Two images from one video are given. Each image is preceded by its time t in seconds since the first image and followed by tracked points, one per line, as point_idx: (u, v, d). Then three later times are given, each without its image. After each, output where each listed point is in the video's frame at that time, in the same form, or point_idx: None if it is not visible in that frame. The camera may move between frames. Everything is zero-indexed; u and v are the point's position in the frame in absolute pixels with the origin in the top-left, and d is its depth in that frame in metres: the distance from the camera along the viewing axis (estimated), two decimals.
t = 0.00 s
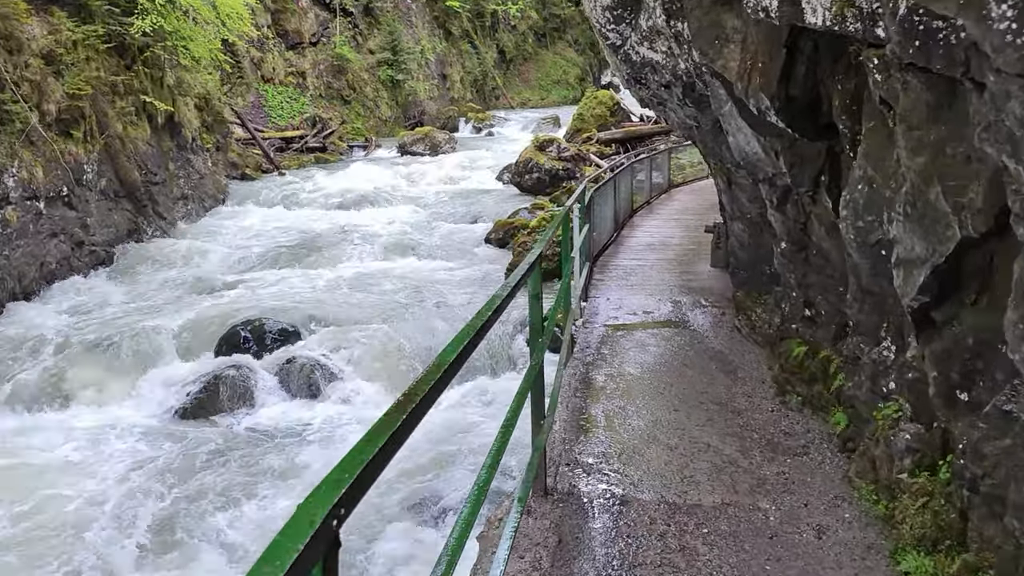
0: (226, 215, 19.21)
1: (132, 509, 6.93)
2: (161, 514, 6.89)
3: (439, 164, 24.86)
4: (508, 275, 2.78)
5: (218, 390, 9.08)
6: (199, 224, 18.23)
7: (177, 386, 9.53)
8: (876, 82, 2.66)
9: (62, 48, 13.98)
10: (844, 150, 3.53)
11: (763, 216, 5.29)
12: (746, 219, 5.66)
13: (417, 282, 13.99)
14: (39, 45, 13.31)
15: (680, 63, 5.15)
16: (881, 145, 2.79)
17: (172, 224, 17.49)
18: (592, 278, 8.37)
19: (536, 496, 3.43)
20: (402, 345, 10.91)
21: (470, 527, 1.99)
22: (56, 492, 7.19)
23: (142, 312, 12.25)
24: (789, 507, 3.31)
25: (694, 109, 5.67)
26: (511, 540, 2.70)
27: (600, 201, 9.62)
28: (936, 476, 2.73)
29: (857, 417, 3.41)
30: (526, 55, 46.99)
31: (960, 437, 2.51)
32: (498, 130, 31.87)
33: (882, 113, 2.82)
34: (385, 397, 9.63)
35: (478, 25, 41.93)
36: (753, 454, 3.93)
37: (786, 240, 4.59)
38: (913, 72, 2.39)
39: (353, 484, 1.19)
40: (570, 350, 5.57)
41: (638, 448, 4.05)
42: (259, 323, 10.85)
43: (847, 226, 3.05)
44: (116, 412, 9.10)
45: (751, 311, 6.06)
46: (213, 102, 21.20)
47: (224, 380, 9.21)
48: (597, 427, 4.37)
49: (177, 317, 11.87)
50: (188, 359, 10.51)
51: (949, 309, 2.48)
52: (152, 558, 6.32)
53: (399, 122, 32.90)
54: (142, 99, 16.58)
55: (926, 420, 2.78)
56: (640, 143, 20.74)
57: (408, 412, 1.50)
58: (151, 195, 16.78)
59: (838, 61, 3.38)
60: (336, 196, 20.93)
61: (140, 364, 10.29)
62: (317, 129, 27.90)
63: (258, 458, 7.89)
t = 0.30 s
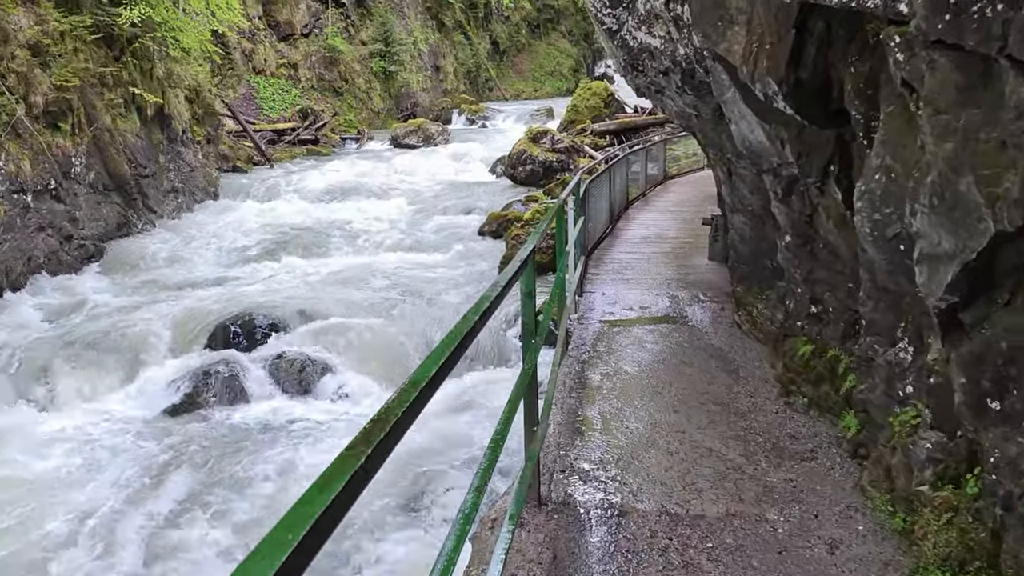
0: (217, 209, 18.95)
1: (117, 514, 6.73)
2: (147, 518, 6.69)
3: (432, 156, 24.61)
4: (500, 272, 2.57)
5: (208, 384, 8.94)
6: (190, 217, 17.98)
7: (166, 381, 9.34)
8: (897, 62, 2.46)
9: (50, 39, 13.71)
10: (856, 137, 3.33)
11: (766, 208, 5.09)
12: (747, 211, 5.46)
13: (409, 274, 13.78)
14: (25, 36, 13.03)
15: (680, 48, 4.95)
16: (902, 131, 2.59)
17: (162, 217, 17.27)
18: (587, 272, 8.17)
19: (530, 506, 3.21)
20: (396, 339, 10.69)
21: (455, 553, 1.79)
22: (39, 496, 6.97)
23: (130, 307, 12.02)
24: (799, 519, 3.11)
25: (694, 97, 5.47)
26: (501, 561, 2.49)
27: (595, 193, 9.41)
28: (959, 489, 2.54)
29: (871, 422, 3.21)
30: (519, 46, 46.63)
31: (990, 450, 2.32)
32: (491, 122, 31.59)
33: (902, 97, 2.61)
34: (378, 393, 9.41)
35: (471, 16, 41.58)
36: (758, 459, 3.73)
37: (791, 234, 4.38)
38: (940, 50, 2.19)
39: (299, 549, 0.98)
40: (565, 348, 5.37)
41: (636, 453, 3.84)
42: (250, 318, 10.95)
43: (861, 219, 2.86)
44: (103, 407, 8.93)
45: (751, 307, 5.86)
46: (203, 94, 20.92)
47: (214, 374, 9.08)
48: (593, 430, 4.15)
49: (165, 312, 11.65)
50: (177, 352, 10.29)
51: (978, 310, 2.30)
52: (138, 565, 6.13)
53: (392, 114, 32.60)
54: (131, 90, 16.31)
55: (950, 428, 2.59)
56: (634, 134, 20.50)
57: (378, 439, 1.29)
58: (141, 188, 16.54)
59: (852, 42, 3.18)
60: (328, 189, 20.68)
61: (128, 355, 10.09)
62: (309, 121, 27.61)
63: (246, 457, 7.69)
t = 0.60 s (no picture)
0: (206, 202, 18.68)
1: (99, 517, 6.51)
2: (130, 519, 6.46)
3: (423, 149, 24.34)
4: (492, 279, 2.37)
5: (196, 379, 8.74)
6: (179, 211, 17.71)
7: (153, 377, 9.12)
8: (923, 50, 2.26)
9: (34, 31, 13.42)
10: (870, 132, 3.13)
11: (769, 203, 4.89)
12: (748, 206, 5.26)
13: (400, 269, 13.56)
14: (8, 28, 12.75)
15: (679, 38, 4.74)
16: (926, 127, 2.40)
17: (151, 211, 17.00)
18: (581, 269, 7.96)
19: (524, 526, 3.01)
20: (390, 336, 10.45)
21: None
22: (17, 500, 6.73)
23: (116, 303, 11.78)
24: (811, 539, 2.92)
25: (692, 89, 5.27)
26: None
27: (588, 188, 9.21)
28: (990, 513, 2.36)
29: (887, 435, 3.02)
30: (511, 39, 46.29)
31: None
32: (482, 115, 31.32)
33: (928, 86, 2.41)
34: (370, 391, 9.20)
35: (461, 8, 41.25)
36: (764, 471, 3.53)
37: (795, 231, 4.19)
38: (975, 37, 2.00)
39: None
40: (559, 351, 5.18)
41: (635, 465, 3.64)
42: (240, 314, 10.74)
43: (880, 220, 2.66)
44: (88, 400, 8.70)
45: (751, 307, 5.67)
46: (192, 86, 20.62)
47: (203, 371, 8.87)
48: (589, 439, 3.95)
49: (152, 308, 11.41)
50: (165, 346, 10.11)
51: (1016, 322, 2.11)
52: (119, 570, 5.90)
53: (384, 106, 32.28)
54: (118, 83, 16.02)
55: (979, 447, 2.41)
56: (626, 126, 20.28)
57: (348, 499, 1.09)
58: (129, 182, 16.26)
59: (867, 30, 2.98)
60: (318, 182, 20.41)
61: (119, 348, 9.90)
62: (299, 114, 27.29)
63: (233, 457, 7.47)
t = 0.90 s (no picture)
0: (193, 197, 18.40)
1: (80, 523, 6.29)
2: (112, 526, 6.25)
3: (413, 144, 24.08)
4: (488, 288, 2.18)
5: (182, 383, 8.61)
6: (165, 206, 17.43)
7: (137, 377, 8.91)
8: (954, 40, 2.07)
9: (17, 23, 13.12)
10: (888, 128, 2.94)
11: (773, 201, 4.70)
12: (749, 204, 5.07)
13: (389, 266, 13.34)
14: None
15: (679, 30, 4.54)
16: (956, 123, 2.21)
17: (137, 207, 16.71)
18: (574, 267, 7.77)
19: (520, 550, 2.83)
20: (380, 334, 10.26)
21: None
22: None
23: (100, 300, 11.52)
24: (825, 564, 2.74)
25: (691, 83, 5.07)
26: None
27: (582, 184, 9.01)
28: None
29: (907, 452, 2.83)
30: (500, 33, 45.95)
31: None
32: (472, 110, 31.05)
33: (956, 79, 2.22)
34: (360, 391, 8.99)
35: (451, 2, 40.93)
36: (772, 486, 3.35)
37: (801, 232, 4.01)
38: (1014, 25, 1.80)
39: None
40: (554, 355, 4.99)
41: (636, 479, 3.45)
42: (227, 310, 10.47)
43: (903, 224, 2.47)
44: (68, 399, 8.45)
45: (752, 308, 5.48)
46: (179, 80, 20.31)
47: (189, 373, 8.72)
48: (585, 451, 3.76)
49: (137, 305, 11.17)
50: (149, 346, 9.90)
51: None
52: None
53: (373, 101, 31.97)
54: (103, 77, 15.72)
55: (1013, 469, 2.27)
56: (617, 122, 20.07)
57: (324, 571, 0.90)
58: (114, 177, 15.96)
59: (884, 19, 2.79)
60: (306, 177, 20.14)
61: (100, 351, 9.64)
62: (287, 108, 26.98)
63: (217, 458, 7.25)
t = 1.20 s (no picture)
0: (181, 194, 18.13)
1: (57, 533, 6.07)
2: (92, 535, 6.03)
3: (402, 141, 23.85)
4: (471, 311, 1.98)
5: (168, 385, 8.38)
6: (152, 203, 17.16)
7: (120, 379, 8.74)
8: (996, 33, 1.90)
9: None
10: (906, 128, 2.76)
11: (774, 203, 4.51)
12: (748, 205, 4.88)
13: (378, 263, 13.13)
14: None
15: (677, 24, 4.36)
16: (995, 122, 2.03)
17: (123, 203, 16.44)
18: (565, 268, 7.58)
19: None
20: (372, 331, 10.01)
21: None
22: None
23: (84, 299, 11.28)
24: None
25: (688, 80, 4.88)
26: None
27: (572, 181, 8.82)
28: None
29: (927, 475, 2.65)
30: (490, 29, 45.68)
31: None
32: (462, 106, 30.81)
33: (993, 77, 2.05)
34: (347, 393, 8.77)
35: None
36: (778, 508, 3.15)
37: (805, 236, 3.82)
38: None
39: None
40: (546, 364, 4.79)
41: (633, 500, 3.25)
42: (212, 308, 10.13)
43: (929, 232, 2.29)
44: (50, 407, 8.28)
45: (748, 313, 5.32)
46: (166, 75, 20.01)
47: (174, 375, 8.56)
48: (579, 469, 3.55)
49: (122, 304, 10.94)
50: (133, 346, 9.66)
51: None
52: None
53: (362, 97, 31.70)
54: (88, 72, 15.42)
55: None
56: (608, 118, 19.89)
57: None
58: (100, 173, 15.69)
59: (903, 12, 2.61)
60: (295, 174, 19.90)
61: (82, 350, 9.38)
62: (276, 104, 26.68)
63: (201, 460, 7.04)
